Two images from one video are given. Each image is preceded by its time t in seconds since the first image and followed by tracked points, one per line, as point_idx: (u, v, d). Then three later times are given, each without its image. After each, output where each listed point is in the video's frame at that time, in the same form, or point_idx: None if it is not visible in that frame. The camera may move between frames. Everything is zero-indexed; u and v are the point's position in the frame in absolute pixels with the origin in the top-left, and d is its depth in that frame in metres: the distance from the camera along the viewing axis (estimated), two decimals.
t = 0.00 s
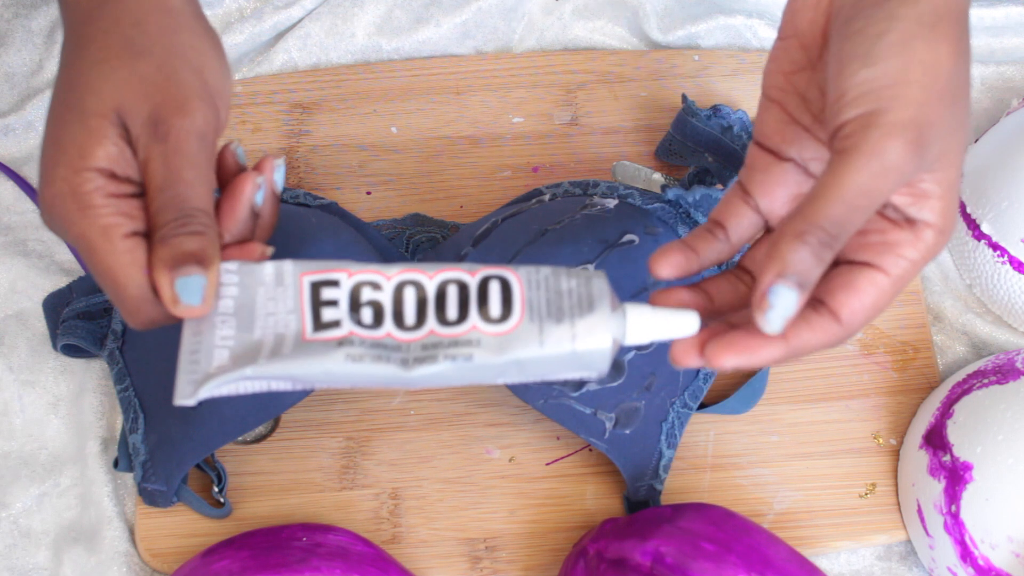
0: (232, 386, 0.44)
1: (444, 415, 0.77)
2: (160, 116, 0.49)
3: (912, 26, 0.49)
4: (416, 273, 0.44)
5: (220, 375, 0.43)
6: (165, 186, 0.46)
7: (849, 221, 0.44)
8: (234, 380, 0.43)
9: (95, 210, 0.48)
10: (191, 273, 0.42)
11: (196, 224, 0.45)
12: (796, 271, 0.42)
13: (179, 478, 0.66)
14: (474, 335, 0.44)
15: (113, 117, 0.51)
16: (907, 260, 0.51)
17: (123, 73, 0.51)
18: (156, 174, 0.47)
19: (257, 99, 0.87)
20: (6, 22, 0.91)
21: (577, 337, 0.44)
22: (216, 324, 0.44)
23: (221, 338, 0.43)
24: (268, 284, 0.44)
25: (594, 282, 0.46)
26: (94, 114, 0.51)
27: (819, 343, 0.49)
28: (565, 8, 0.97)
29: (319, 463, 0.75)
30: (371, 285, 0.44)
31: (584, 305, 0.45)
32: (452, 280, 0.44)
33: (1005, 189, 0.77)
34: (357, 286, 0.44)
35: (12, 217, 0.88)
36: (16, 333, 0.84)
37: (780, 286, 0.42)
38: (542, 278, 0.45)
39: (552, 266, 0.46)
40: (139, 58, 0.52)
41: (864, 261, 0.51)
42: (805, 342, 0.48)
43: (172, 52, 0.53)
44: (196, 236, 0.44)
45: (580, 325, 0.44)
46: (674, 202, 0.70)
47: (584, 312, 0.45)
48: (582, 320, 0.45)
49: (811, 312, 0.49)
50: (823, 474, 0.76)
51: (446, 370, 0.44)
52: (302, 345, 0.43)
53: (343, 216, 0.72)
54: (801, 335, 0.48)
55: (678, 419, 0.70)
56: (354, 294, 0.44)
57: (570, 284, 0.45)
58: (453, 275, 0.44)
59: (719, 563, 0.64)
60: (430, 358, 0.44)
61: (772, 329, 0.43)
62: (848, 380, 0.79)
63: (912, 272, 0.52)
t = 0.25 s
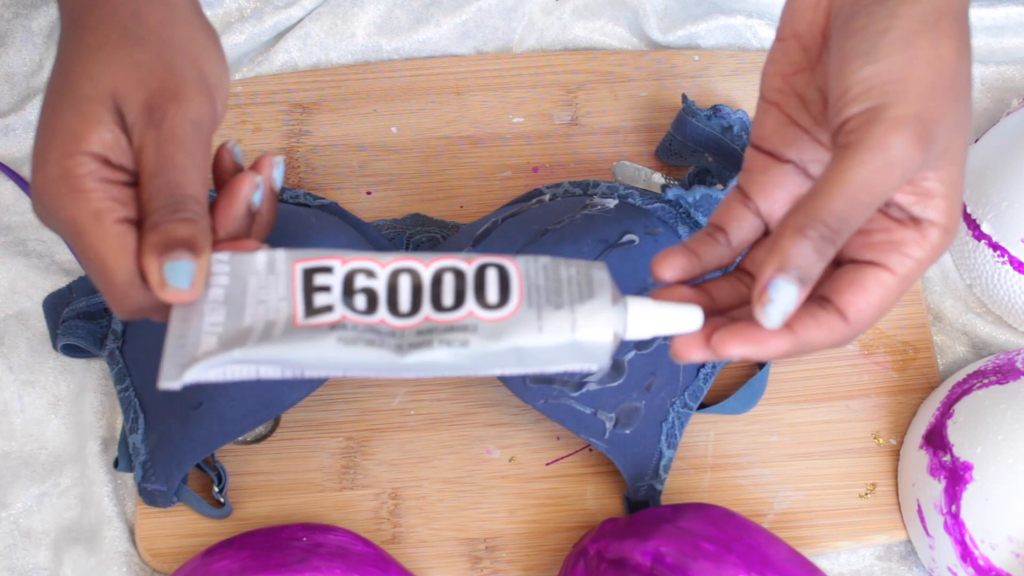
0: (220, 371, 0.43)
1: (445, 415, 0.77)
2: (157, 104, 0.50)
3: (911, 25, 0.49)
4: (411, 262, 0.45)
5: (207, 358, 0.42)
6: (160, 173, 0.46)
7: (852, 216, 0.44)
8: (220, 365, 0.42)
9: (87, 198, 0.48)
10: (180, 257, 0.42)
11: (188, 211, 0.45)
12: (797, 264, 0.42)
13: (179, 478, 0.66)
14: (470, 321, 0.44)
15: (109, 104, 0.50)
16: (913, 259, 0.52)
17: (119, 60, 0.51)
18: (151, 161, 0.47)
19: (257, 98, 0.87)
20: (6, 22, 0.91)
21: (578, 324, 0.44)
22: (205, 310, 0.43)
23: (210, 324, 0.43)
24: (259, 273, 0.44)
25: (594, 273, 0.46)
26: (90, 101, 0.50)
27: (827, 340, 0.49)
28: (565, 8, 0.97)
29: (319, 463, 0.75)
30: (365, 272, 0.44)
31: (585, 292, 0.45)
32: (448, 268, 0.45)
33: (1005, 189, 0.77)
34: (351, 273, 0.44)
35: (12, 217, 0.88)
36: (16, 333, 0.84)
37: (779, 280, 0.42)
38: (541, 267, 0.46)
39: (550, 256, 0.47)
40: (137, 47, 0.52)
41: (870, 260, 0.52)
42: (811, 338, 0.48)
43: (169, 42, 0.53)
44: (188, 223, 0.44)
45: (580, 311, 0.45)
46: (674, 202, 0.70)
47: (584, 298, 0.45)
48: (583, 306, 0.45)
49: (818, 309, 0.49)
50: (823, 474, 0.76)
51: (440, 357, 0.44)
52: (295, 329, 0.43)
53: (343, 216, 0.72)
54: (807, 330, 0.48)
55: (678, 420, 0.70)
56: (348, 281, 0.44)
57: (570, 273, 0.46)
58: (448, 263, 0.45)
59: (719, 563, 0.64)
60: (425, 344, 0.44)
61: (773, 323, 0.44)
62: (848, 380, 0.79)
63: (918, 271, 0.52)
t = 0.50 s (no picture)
0: (225, 352, 0.41)
1: (444, 415, 0.77)
2: (168, 85, 0.49)
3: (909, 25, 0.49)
4: (425, 257, 0.44)
5: (214, 337, 0.40)
6: (168, 150, 0.45)
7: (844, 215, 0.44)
8: (226, 345, 0.41)
9: (98, 171, 0.47)
10: (187, 232, 0.40)
11: (195, 188, 0.43)
12: (783, 267, 0.42)
13: (179, 478, 0.66)
14: (484, 318, 0.43)
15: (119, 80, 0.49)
16: (919, 258, 0.51)
17: (130, 38, 0.51)
18: (159, 139, 0.46)
19: (256, 98, 0.87)
20: (6, 22, 0.91)
21: (592, 329, 0.44)
22: (212, 289, 0.41)
23: (217, 304, 0.41)
24: (269, 257, 0.42)
25: (608, 283, 0.46)
26: (98, 78, 0.49)
27: (834, 341, 0.50)
28: (565, 8, 0.97)
29: (319, 463, 0.75)
30: (379, 264, 0.43)
31: (598, 299, 0.45)
32: (463, 266, 0.44)
33: (1005, 189, 0.77)
34: (364, 264, 0.43)
35: (12, 218, 0.88)
36: (16, 333, 0.84)
37: (765, 282, 0.42)
38: (555, 273, 0.45)
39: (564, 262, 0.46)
40: (148, 26, 0.51)
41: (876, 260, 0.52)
42: (817, 340, 0.49)
43: (181, 23, 0.52)
44: (195, 200, 0.42)
45: (594, 316, 0.44)
46: (674, 202, 0.70)
47: (599, 303, 0.44)
48: (597, 312, 0.44)
49: (824, 311, 0.50)
50: (823, 474, 0.76)
51: (452, 353, 0.43)
52: (305, 316, 0.41)
53: (343, 216, 0.72)
54: (815, 333, 0.49)
55: (678, 420, 0.70)
56: (361, 270, 0.43)
57: (583, 279, 0.45)
58: (463, 261, 0.44)
59: (719, 563, 0.64)
60: (437, 339, 0.42)
61: (759, 323, 0.44)
62: (848, 380, 0.79)
63: (925, 270, 0.52)
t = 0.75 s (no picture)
0: (242, 328, 0.38)
1: (444, 415, 0.77)
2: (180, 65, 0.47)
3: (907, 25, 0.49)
4: (447, 251, 0.43)
5: (235, 312, 0.38)
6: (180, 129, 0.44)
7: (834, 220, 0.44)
8: (245, 322, 0.38)
9: (112, 146, 0.45)
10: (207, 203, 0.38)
11: (210, 162, 0.41)
12: (772, 273, 0.42)
13: (179, 478, 0.66)
14: (505, 315, 0.42)
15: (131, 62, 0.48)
16: (922, 259, 0.51)
17: (140, 20, 0.49)
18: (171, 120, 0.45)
19: (255, 98, 0.87)
20: (6, 22, 0.91)
21: (609, 334, 0.43)
22: (232, 264, 0.39)
23: (236, 279, 0.38)
24: (290, 240, 0.40)
25: (625, 290, 0.45)
26: (112, 61, 0.48)
27: (842, 344, 0.50)
28: (565, 8, 0.97)
29: (319, 463, 0.75)
30: (401, 254, 0.42)
31: (616, 305, 0.44)
32: (482, 264, 0.43)
33: (1005, 188, 0.77)
34: (386, 253, 0.41)
35: (12, 218, 0.88)
36: (16, 333, 0.84)
37: (756, 288, 0.42)
38: (573, 276, 0.45)
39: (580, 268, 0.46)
40: (160, 9, 0.50)
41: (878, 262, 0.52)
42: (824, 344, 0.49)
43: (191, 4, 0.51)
44: (211, 173, 0.40)
45: (612, 322, 0.44)
46: (674, 202, 0.70)
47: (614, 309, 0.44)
48: (615, 317, 0.44)
49: (829, 314, 0.50)
50: (823, 474, 0.76)
51: (471, 347, 0.41)
52: (327, 299, 0.39)
53: (343, 216, 0.72)
54: (821, 337, 0.49)
55: (678, 419, 0.70)
56: (383, 260, 0.41)
57: (600, 285, 0.45)
58: (483, 259, 0.43)
59: (720, 563, 0.64)
60: (458, 332, 0.41)
61: (752, 327, 0.43)
62: (848, 380, 0.79)
63: (928, 271, 0.52)
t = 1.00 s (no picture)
0: (309, 234, 0.37)
1: (444, 415, 0.77)
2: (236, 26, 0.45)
3: (908, 24, 0.49)
4: (496, 220, 0.43)
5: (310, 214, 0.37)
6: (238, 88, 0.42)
7: (838, 232, 0.45)
8: (318, 226, 0.37)
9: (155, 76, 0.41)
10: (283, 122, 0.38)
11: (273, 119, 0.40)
12: (786, 288, 0.44)
13: (179, 478, 0.66)
14: (555, 281, 0.43)
15: None
16: (922, 266, 0.51)
17: None
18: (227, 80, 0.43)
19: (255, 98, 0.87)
20: (6, 22, 0.91)
21: (649, 320, 0.45)
22: (305, 177, 0.38)
23: (310, 190, 0.38)
24: (351, 177, 0.39)
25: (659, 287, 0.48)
26: None
27: (843, 355, 0.50)
28: (565, 8, 0.97)
29: (319, 463, 0.75)
30: (456, 212, 0.42)
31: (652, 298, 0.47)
32: (528, 238, 0.44)
33: (1005, 188, 0.77)
34: (443, 208, 0.42)
35: (12, 217, 0.88)
36: (16, 333, 0.84)
37: (774, 304, 0.44)
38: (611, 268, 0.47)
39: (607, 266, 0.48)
40: None
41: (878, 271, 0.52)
42: (827, 355, 0.49)
43: None
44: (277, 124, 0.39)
45: (651, 311, 0.46)
46: (674, 202, 0.71)
47: (652, 302, 0.46)
48: (653, 309, 0.46)
49: (831, 326, 0.50)
50: (822, 474, 0.76)
51: (521, 300, 0.42)
52: (393, 232, 0.39)
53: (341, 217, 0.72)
54: (824, 348, 0.49)
55: (677, 419, 0.70)
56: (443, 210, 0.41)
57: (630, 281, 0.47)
58: (528, 234, 0.44)
59: (719, 563, 0.64)
60: (512, 284, 0.42)
61: (772, 343, 0.45)
62: (848, 380, 0.79)
63: (928, 278, 0.52)
